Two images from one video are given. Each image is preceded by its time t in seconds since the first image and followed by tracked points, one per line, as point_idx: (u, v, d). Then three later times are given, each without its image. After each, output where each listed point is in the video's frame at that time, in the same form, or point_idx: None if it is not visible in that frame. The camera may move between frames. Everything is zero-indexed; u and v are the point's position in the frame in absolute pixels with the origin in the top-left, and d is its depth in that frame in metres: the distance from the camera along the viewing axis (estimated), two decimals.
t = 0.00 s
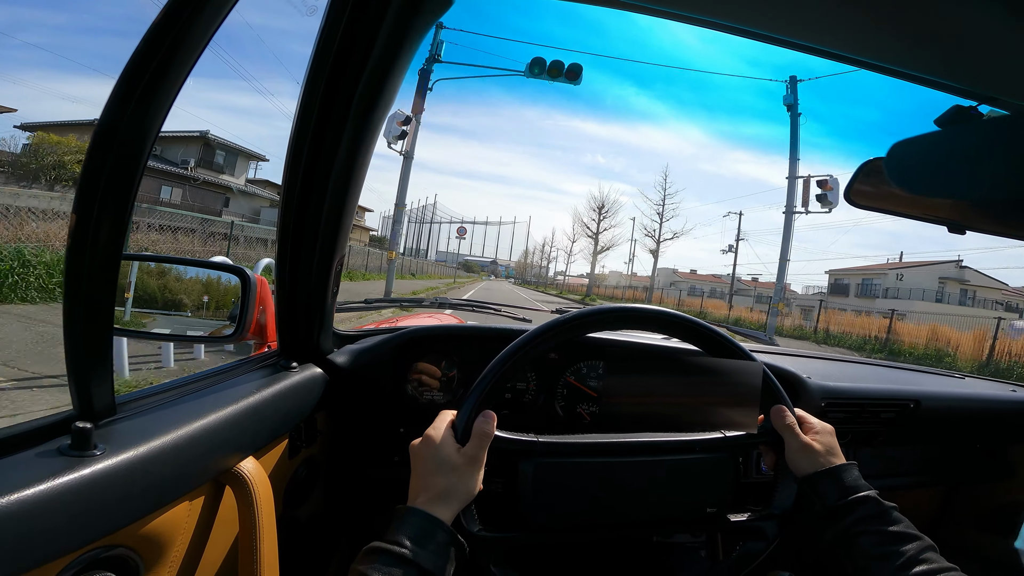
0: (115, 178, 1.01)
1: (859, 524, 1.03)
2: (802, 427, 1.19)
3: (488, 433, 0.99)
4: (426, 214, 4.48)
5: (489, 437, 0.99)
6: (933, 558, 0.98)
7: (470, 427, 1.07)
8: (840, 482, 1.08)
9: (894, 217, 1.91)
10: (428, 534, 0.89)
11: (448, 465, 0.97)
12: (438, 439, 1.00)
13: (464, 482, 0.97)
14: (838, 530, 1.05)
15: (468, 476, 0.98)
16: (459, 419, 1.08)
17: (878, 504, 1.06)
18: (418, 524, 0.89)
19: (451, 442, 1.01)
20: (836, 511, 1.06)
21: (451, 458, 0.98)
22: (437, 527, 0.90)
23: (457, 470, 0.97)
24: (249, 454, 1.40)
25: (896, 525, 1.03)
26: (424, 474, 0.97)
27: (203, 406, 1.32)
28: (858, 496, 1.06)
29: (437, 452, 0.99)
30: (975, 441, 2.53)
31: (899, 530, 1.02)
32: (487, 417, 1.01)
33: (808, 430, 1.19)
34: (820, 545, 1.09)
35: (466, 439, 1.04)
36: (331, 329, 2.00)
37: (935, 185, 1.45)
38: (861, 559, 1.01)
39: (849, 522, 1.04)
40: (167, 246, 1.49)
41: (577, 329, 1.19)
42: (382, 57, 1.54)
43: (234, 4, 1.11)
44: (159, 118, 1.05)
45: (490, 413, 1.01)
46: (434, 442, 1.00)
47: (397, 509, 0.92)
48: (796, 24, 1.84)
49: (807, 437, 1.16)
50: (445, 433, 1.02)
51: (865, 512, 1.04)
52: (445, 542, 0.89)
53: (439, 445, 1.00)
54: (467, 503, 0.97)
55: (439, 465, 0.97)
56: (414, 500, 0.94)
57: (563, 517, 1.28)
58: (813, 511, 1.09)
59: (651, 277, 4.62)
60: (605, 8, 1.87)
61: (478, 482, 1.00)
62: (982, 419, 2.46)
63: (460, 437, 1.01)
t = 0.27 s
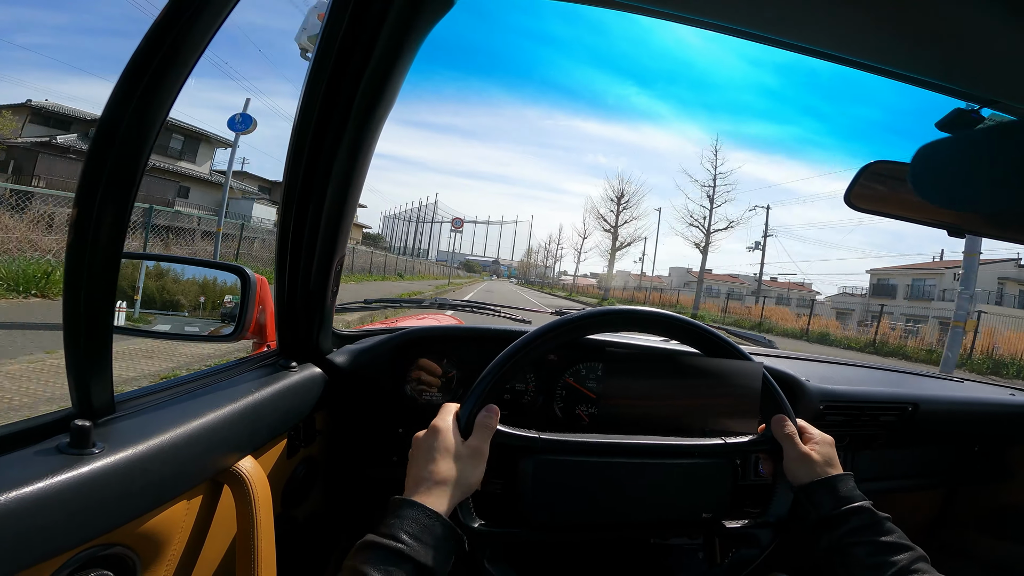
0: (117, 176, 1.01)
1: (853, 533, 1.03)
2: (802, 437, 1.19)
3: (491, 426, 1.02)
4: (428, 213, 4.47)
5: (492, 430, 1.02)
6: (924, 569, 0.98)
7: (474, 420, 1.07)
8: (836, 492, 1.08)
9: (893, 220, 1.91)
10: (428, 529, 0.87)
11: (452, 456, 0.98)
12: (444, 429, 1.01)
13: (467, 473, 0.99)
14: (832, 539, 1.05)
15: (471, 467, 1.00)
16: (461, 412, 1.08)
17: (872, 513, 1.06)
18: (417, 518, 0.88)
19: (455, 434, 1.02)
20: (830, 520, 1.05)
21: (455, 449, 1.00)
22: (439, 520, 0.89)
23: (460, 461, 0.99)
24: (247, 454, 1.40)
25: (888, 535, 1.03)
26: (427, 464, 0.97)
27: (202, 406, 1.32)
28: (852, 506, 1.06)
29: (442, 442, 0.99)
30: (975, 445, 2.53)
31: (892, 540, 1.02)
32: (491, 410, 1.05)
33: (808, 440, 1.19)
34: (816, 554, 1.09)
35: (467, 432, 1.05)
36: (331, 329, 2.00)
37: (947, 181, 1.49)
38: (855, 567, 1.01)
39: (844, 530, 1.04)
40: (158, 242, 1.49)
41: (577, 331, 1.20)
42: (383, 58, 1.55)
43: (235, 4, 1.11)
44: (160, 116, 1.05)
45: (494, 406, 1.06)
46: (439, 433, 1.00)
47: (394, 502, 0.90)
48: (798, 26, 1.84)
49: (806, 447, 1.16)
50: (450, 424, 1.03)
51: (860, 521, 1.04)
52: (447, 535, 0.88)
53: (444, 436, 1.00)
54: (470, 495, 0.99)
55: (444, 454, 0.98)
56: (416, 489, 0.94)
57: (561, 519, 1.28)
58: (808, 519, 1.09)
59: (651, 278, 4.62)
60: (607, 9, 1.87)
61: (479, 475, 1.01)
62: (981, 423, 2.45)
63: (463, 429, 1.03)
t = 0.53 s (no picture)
0: (121, 173, 1.01)
1: (852, 542, 1.03)
2: (806, 444, 1.19)
3: (498, 420, 1.01)
4: (429, 212, 4.46)
5: (500, 423, 1.01)
6: None
7: (479, 416, 1.08)
8: (837, 500, 1.07)
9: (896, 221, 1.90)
10: (444, 523, 0.88)
11: (459, 453, 0.97)
12: (452, 426, 1.01)
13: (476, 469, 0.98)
14: (832, 548, 1.05)
15: (480, 462, 0.99)
16: (466, 408, 1.08)
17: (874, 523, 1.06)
18: (433, 513, 0.89)
19: (463, 430, 1.01)
20: (832, 528, 1.05)
21: (464, 445, 0.98)
22: (451, 516, 0.90)
23: (469, 457, 0.97)
24: (248, 454, 1.40)
25: (891, 543, 1.02)
26: (435, 461, 0.97)
27: (203, 406, 1.32)
28: (854, 514, 1.06)
29: (449, 439, 0.99)
30: (977, 446, 2.53)
31: (894, 547, 1.01)
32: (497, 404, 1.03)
33: (813, 447, 1.18)
34: (816, 564, 1.09)
35: (475, 426, 1.06)
36: (332, 329, 2.00)
37: None
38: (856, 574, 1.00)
39: (844, 539, 1.04)
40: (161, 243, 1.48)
41: (579, 332, 1.19)
42: (386, 59, 1.54)
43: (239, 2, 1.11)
44: (164, 114, 1.05)
45: (500, 400, 1.04)
46: (446, 430, 1.00)
47: (407, 499, 0.92)
48: (801, 26, 1.83)
49: (809, 454, 1.16)
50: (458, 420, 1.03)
51: (861, 531, 1.04)
52: (459, 532, 0.89)
53: (451, 433, 1.00)
54: (480, 490, 0.99)
55: (453, 451, 0.97)
56: (428, 488, 0.94)
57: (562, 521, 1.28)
58: (808, 527, 1.09)
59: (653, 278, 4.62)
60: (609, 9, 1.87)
61: (489, 471, 1.00)
62: (984, 424, 2.45)
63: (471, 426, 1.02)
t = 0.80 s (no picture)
0: (124, 173, 1.02)
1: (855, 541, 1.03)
2: (809, 443, 1.19)
3: (499, 419, 1.01)
4: (429, 211, 4.45)
5: (501, 423, 1.01)
6: None
7: (480, 416, 1.07)
8: (840, 499, 1.07)
9: (899, 220, 1.90)
10: (444, 524, 0.89)
11: (460, 454, 0.97)
12: (451, 427, 1.01)
13: (476, 470, 0.98)
14: (835, 546, 1.05)
15: (481, 463, 0.99)
16: (468, 407, 1.08)
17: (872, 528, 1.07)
18: (434, 513, 0.90)
19: (464, 431, 1.02)
20: (834, 527, 1.05)
21: (464, 446, 0.98)
22: (451, 516, 0.90)
23: (469, 458, 0.97)
24: (251, 453, 1.40)
25: (894, 541, 1.03)
26: (436, 461, 0.97)
27: (206, 406, 1.32)
28: (857, 512, 1.06)
29: (449, 439, 0.99)
30: (980, 445, 2.52)
31: (897, 546, 1.02)
32: (497, 403, 1.03)
33: (814, 446, 1.19)
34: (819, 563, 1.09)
35: (477, 426, 1.05)
36: (334, 330, 2.01)
37: None
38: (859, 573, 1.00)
39: (847, 537, 1.04)
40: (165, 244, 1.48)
41: (580, 331, 1.19)
42: (386, 58, 1.55)
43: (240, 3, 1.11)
44: (167, 114, 1.05)
45: (500, 400, 1.04)
46: (447, 430, 1.00)
47: (410, 499, 0.92)
48: (802, 25, 1.83)
49: (812, 452, 1.16)
50: (458, 421, 1.03)
51: (863, 529, 1.04)
52: (459, 532, 0.89)
53: (452, 433, 1.00)
54: (480, 492, 0.99)
55: (452, 452, 0.97)
56: (428, 488, 0.94)
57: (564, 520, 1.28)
58: (811, 525, 1.09)
59: (654, 278, 4.62)
60: (610, 9, 1.86)
61: (491, 471, 1.00)
62: (987, 423, 2.44)
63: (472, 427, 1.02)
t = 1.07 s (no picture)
0: (126, 174, 1.02)
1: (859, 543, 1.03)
2: (812, 445, 1.19)
3: (503, 418, 1.00)
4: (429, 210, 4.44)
5: (504, 422, 1.00)
6: None
7: (485, 413, 1.07)
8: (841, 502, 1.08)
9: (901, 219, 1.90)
10: (445, 520, 0.89)
11: (462, 451, 0.97)
12: (455, 424, 1.01)
13: (477, 468, 0.97)
14: (839, 548, 1.04)
15: (483, 461, 0.98)
16: (470, 407, 1.08)
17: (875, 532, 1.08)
18: (435, 509, 0.90)
19: (468, 428, 1.01)
20: (839, 529, 1.05)
21: (467, 444, 0.98)
22: (453, 513, 0.90)
23: (471, 456, 0.97)
24: (254, 454, 1.41)
25: (896, 544, 1.03)
26: (439, 459, 0.97)
27: (209, 407, 1.33)
28: (861, 515, 1.06)
29: (452, 437, 0.99)
30: (983, 444, 2.52)
31: (900, 549, 1.02)
32: (501, 402, 1.03)
33: (819, 449, 1.18)
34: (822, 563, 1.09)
35: (479, 424, 1.05)
36: (336, 330, 2.01)
37: None
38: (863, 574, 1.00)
39: (851, 540, 1.04)
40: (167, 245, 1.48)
41: (582, 331, 1.19)
42: (387, 59, 1.55)
43: (241, 3, 1.11)
44: (169, 115, 1.05)
45: (504, 397, 1.04)
46: (451, 427, 1.00)
47: (410, 496, 0.92)
48: (803, 24, 1.83)
49: (816, 455, 1.16)
50: (462, 418, 1.03)
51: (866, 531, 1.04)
52: (461, 528, 0.89)
53: (455, 430, 1.00)
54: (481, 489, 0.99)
55: (455, 449, 0.97)
56: (430, 485, 0.94)
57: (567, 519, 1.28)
58: (814, 527, 1.09)
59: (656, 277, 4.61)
60: (611, 9, 1.86)
61: (493, 468, 1.00)
62: (990, 422, 2.44)
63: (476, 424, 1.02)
